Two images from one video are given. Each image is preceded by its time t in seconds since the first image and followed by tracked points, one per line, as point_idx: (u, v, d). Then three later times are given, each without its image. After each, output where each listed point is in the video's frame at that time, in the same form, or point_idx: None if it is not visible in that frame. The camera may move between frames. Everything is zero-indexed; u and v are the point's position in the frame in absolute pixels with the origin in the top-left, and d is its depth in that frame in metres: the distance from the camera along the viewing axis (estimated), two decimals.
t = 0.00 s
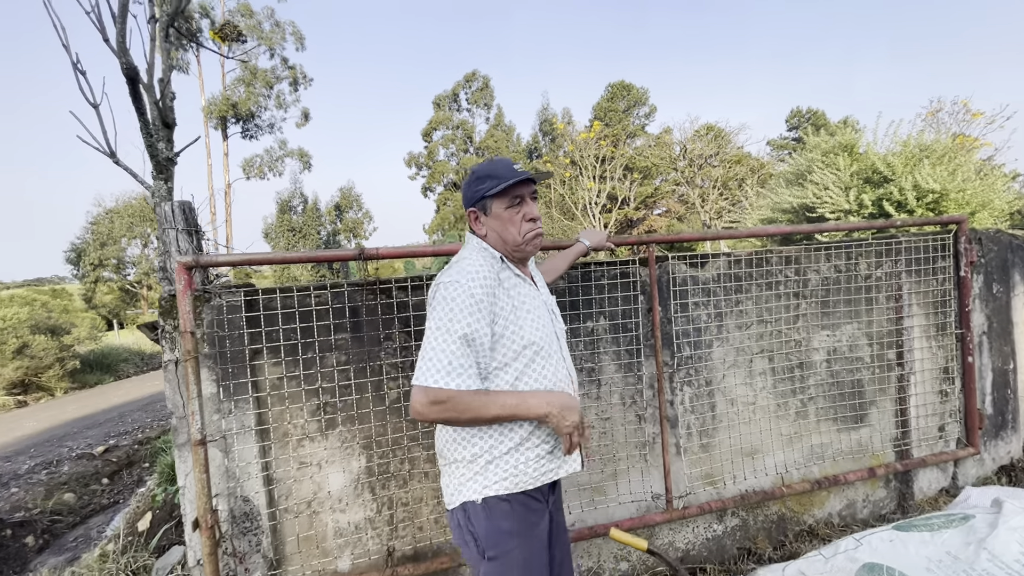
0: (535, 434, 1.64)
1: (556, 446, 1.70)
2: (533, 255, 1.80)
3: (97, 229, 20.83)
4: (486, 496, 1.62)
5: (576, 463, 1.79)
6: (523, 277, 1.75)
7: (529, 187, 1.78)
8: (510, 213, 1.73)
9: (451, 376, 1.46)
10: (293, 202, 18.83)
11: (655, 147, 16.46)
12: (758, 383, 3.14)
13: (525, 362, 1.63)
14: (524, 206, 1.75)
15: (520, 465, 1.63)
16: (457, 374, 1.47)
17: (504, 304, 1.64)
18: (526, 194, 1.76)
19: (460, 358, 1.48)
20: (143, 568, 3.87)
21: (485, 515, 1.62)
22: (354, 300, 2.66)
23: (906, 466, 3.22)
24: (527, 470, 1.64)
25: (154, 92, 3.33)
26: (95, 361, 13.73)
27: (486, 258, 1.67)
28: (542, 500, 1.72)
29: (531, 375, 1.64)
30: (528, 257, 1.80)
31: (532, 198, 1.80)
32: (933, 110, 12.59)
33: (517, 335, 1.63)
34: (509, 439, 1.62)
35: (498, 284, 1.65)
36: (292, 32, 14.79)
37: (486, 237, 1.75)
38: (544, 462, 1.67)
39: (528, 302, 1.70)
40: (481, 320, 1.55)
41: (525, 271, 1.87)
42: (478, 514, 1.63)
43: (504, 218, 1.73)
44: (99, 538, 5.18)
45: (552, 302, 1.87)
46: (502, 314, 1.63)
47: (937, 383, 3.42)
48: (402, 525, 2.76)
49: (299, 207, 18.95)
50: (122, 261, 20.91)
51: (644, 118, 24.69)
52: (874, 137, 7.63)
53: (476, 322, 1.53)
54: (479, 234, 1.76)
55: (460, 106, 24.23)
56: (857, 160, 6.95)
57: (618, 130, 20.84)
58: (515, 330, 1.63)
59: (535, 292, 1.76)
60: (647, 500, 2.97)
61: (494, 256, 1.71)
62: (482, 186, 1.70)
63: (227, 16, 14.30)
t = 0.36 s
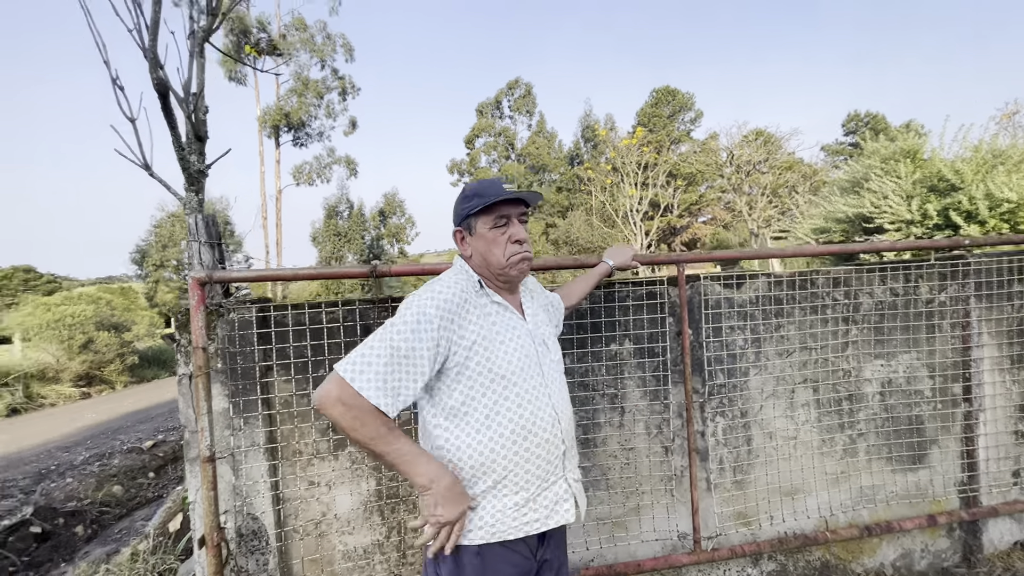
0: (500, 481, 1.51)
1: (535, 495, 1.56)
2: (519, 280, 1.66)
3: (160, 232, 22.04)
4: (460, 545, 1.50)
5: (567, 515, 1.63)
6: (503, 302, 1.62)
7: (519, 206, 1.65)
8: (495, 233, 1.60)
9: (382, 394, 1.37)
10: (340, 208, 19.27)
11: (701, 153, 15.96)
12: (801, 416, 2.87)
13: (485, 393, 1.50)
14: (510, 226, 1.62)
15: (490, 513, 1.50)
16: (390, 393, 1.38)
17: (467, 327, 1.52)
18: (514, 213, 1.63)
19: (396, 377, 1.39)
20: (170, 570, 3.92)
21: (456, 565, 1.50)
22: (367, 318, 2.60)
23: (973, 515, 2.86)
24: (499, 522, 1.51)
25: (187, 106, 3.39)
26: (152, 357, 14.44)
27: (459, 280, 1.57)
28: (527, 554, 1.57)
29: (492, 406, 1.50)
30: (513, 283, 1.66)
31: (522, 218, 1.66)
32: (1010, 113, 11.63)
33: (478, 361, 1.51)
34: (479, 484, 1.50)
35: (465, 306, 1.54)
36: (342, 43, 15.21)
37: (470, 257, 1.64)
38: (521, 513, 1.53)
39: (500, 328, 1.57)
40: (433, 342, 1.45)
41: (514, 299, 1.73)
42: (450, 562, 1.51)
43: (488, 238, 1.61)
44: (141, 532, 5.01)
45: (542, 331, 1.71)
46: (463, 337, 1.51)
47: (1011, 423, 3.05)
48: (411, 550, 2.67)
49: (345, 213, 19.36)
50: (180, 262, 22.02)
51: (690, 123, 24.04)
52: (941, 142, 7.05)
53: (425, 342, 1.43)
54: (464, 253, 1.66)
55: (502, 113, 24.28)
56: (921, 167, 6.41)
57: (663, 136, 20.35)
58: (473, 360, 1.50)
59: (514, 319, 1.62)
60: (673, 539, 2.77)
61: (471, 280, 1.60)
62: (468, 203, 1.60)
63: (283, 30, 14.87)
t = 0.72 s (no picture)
0: (465, 507, 1.48)
1: (507, 529, 1.49)
2: (487, 302, 1.56)
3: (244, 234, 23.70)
4: (435, 566, 1.50)
5: (544, 555, 1.53)
6: (479, 324, 1.55)
7: (488, 223, 1.55)
8: (458, 251, 1.56)
9: (343, 412, 1.41)
10: (406, 211, 19.79)
11: (777, 151, 14.87)
12: (874, 447, 2.53)
13: (451, 416, 1.47)
14: (475, 244, 1.55)
15: (458, 539, 1.48)
16: (351, 412, 1.41)
17: (435, 349, 1.49)
18: (481, 230, 1.54)
19: (356, 397, 1.41)
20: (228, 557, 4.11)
21: None
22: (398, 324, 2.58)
23: None
24: (466, 551, 1.48)
25: (244, 116, 3.55)
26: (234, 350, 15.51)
27: (432, 301, 1.54)
28: None
29: (459, 431, 1.47)
30: (484, 305, 1.57)
31: (494, 236, 1.55)
32: None
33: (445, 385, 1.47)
34: (447, 507, 1.49)
35: (435, 328, 1.50)
36: (411, 52, 15.64)
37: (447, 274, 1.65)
38: (490, 545, 1.48)
39: (472, 350, 1.51)
40: (396, 365, 1.45)
41: (499, 320, 1.63)
42: None
43: (454, 256, 1.58)
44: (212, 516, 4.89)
45: (530, 353, 1.60)
46: (431, 359, 1.48)
47: None
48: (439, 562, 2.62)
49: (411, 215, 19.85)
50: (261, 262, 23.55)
51: (765, 119, 22.68)
52: None
53: (387, 364, 1.44)
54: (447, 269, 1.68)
55: (565, 115, 24.05)
56: None
57: (734, 134, 19.34)
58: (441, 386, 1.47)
59: (492, 341, 1.54)
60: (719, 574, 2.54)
61: (446, 300, 1.56)
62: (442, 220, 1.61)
63: (355, 42, 15.53)
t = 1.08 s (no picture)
0: (514, 488, 1.49)
1: (554, 505, 1.50)
2: (512, 286, 1.58)
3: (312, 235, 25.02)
4: (484, 546, 1.53)
5: (593, 528, 1.53)
6: (509, 308, 1.56)
7: (508, 208, 1.59)
8: (480, 237, 1.60)
9: (388, 411, 1.44)
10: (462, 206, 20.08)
11: (854, 121, 13.85)
12: (963, 437, 2.31)
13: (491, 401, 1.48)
14: (496, 230, 1.58)
15: (509, 519, 1.49)
16: (396, 410, 1.44)
17: (469, 338, 1.51)
18: (501, 215, 1.58)
19: (400, 395, 1.44)
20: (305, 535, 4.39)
21: (480, 564, 1.54)
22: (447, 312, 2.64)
23: None
24: (518, 529, 1.50)
25: (300, 119, 3.72)
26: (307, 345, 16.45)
27: (460, 292, 1.57)
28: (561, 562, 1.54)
29: (500, 414, 1.48)
30: (509, 290, 1.60)
31: (514, 220, 1.59)
32: None
33: (482, 371, 1.48)
34: (496, 490, 1.50)
35: (466, 317, 1.52)
36: (461, 48, 15.78)
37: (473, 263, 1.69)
38: (539, 520, 1.50)
39: (506, 334, 1.52)
40: (434, 356, 1.47)
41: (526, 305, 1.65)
42: (477, 560, 1.55)
43: (477, 243, 1.62)
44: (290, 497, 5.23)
45: (564, 332, 1.60)
46: (466, 348, 1.50)
47: None
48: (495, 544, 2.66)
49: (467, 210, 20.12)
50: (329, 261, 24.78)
51: (839, 88, 21.03)
52: None
53: (425, 358, 1.46)
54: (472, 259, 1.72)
55: (619, 100, 23.44)
56: None
57: (803, 107, 18.10)
58: (479, 372, 1.49)
59: (525, 323, 1.55)
60: (784, 567, 2.42)
61: (473, 289, 1.58)
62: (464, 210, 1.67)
63: (407, 43, 15.88)
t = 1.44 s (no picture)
0: (547, 470, 1.43)
1: (588, 487, 1.45)
2: (539, 260, 1.51)
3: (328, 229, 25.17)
4: (512, 531, 1.48)
5: (625, 505, 1.49)
6: (537, 283, 1.49)
7: (531, 177, 1.52)
8: (504, 210, 1.53)
9: (413, 395, 1.37)
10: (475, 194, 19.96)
11: (879, 89, 13.20)
12: (1012, 409, 2.18)
13: (521, 382, 1.41)
14: (521, 201, 1.51)
15: (541, 503, 1.44)
16: (421, 394, 1.37)
17: (495, 316, 1.43)
18: (525, 185, 1.52)
19: (424, 377, 1.37)
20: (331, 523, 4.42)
21: (509, 549, 1.49)
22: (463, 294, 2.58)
23: None
24: (550, 512, 1.44)
25: (308, 106, 3.66)
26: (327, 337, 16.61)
27: (483, 268, 1.49)
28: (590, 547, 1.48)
29: (530, 396, 1.41)
30: (536, 264, 1.52)
31: (538, 189, 1.52)
32: None
33: (510, 351, 1.41)
34: (528, 473, 1.44)
35: (492, 294, 1.44)
36: (468, 34, 15.55)
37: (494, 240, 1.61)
38: (572, 503, 1.44)
39: (534, 311, 1.44)
40: (459, 337, 1.39)
41: (553, 280, 1.58)
42: (505, 545, 1.50)
43: (499, 217, 1.55)
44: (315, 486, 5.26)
45: (593, 307, 1.53)
46: (492, 327, 1.43)
47: None
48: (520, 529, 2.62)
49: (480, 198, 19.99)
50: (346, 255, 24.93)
51: (861, 57, 20.24)
52: None
53: (450, 339, 1.38)
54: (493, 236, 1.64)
55: (631, 79, 22.94)
56: None
57: (823, 78, 17.51)
58: (507, 352, 1.41)
59: (553, 299, 1.48)
60: (821, 547, 2.33)
61: (498, 264, 1.51)
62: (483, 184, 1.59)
63: (415, 32, 15.71)
